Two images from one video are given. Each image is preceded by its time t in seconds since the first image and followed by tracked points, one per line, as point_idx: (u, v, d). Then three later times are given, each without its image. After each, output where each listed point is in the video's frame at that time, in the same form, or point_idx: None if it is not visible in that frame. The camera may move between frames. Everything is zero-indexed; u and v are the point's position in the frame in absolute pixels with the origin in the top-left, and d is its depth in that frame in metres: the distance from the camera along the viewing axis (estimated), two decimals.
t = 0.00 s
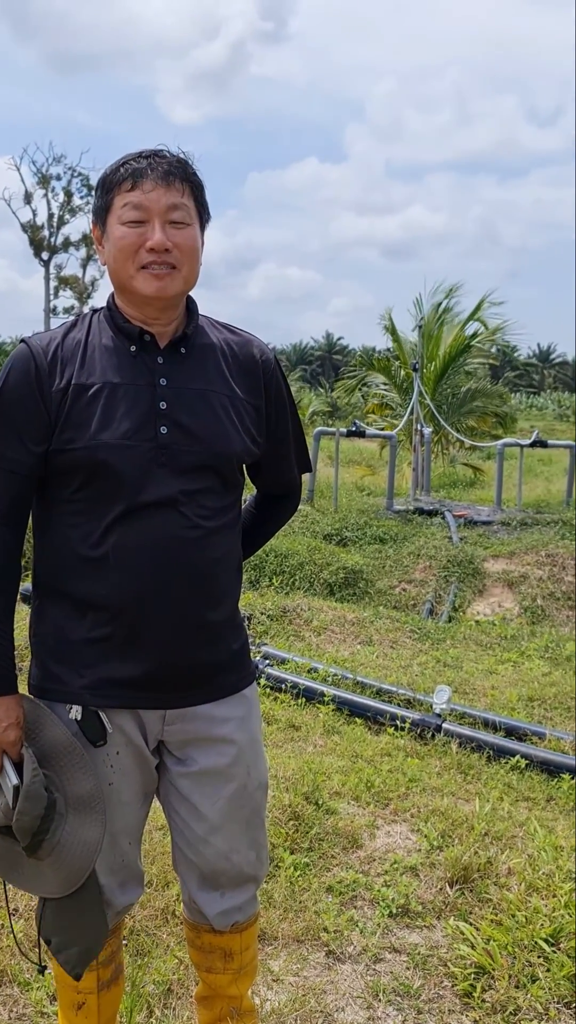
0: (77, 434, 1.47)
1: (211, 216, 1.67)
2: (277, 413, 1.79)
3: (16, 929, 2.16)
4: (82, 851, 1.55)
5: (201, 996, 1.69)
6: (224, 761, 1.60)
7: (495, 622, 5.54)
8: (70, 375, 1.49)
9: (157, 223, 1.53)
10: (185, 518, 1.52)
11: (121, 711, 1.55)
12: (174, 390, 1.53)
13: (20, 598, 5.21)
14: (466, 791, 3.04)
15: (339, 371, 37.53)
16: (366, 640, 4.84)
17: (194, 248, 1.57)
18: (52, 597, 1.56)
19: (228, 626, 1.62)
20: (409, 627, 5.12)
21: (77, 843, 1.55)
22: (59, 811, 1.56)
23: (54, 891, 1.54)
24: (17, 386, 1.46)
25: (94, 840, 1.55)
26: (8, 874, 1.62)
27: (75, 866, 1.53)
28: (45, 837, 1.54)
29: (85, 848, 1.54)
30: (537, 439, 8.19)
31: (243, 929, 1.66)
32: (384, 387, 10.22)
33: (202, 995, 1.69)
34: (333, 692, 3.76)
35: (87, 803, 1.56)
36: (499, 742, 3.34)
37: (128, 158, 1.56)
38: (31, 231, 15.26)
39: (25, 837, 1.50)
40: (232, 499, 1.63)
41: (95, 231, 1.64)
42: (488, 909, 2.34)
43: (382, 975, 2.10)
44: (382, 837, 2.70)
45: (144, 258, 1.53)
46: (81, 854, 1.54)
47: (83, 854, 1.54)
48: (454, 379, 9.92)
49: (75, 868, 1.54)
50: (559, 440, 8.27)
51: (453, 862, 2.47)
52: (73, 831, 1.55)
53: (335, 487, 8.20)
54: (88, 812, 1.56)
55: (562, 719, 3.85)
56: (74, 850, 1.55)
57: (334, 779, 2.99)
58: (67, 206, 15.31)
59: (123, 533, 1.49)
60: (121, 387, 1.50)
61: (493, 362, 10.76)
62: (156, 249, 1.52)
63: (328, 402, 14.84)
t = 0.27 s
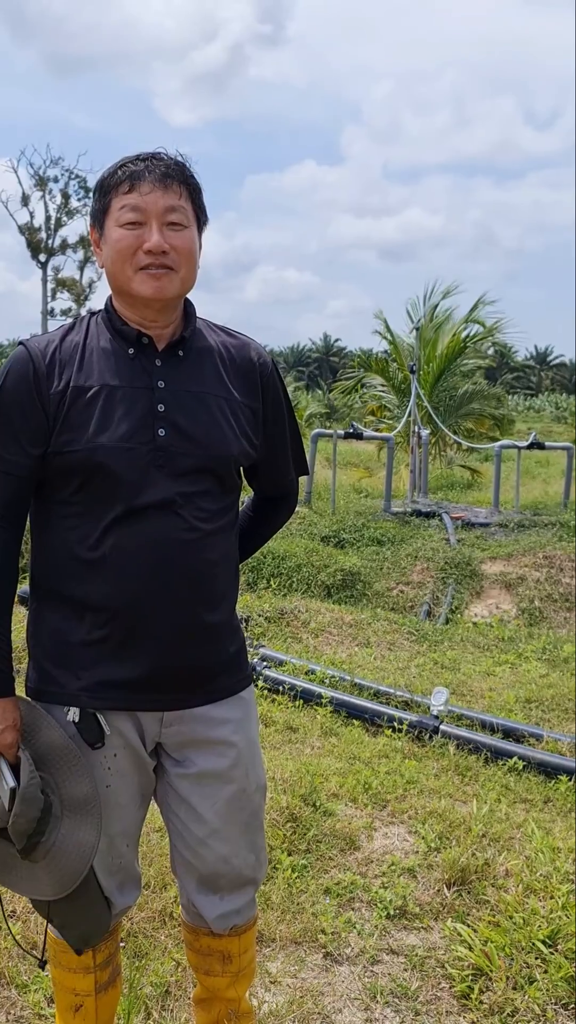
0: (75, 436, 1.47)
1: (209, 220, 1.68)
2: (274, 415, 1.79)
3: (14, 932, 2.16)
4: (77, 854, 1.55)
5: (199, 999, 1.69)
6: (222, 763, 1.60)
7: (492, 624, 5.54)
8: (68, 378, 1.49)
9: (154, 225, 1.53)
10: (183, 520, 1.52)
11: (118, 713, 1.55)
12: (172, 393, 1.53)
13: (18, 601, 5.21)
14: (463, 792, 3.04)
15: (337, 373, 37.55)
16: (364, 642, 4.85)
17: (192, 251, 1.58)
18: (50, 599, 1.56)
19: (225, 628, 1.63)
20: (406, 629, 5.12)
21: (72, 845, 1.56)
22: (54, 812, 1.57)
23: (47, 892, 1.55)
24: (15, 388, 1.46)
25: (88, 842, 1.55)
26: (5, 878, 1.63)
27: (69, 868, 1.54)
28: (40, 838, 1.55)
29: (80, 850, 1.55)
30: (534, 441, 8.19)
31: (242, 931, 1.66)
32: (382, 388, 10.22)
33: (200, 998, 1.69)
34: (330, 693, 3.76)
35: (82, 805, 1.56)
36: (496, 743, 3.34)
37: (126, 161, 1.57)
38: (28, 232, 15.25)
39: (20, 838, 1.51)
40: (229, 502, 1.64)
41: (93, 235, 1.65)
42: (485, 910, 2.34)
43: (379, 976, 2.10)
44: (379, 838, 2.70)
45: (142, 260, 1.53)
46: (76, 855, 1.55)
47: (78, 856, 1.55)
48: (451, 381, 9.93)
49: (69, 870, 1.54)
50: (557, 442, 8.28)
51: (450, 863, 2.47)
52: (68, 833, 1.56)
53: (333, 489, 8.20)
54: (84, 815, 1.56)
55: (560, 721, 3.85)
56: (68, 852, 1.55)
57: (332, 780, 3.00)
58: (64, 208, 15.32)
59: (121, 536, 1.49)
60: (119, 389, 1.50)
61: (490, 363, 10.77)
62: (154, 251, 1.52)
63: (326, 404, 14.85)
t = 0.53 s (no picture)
0: (77, 437, 1.47)
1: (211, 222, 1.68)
2: (274, 416, 1.79)
3: (13, 934, 2.16)
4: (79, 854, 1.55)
5: (199, 1000, 1.69)
6: (223, 764, 1.60)
7: (491, 626, 5.55)
8: (69, 379, 1.50)
9: (158, 227, 1.54)
10: (184, 521, 1.53)
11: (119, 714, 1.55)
12: (173, 394, 1.53)
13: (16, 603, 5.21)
14: (462, 794, 3.04)
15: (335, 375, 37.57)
16: (362, 644, 4.85)
17: (194, 253, 1.58)
18: (50, 601, 1.56)
19: (226, 629, 1.63)
20: (405, 631, 5.12)
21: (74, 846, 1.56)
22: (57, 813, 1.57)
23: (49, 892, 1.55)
24: (16, 389, 1.46)
25: (91, 842, 1.56)
26: (8, 880, 1.63)
27: (72, 868, 1.54)
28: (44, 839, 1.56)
29: (83, 851, 1.55)
30: (533, 443, 8.20)
31: (241, 932, 1.66)
32: (380, 391, 10.23)
33: (199, 999, 1.69)
34: (329, 695, 3.76)
35: (85, 805, 1.57)
36: (495, 745, 3.34)
37: (130, 162, 1.57)
38: (27, 234, 15.25)
39: (23, 838, 1.51)
40: (230, 503, 1.64)
41: (95, 235, 1.64)
42: (485, 912, 2.34)
43: (378, 979, 2.10)
44: (378, 840, 2.70)
45: (145, 262, 1.53)
46: (78, 856, 1.55)
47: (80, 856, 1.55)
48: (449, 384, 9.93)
49: (72, 870, 1.55)
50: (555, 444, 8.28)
51: (449, 865, 2.47)
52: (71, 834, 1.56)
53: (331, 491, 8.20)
54: (86, 815, 1.57)
55: (559, 723, 3.85)
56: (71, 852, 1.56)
57: (331, 783, 3.00)
58: (62, 211, 15.32)
59: (122, 537, 1.49)
60: (120, 391, 1.50)
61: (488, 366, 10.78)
62: (157, 253, 1.52)
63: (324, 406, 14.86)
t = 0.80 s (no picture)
0: (77, 439, 1.47)
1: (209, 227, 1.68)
2: (269, 415, 1.79)
3: (10, 937, 2.16)
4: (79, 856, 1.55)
5: (198, 1002, 1.69)
6: (225, 764, 1.60)
7: (488, 628, 5.54)
8: (68, 381, 1.49)
9: (165, 230, 1.53)
10: (184, 521, 1.53)
11: (120, 715, 1.55)
12: (171, 395, 1.53)
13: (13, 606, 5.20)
14: (459, 796, 3.04)
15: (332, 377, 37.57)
16: (360, 646, 4.84)
17: (197, 258, 1.58)
18: (49, 603, 1.55)
19: (225, 629, 1.63)
20: (402, 633, 5.12)
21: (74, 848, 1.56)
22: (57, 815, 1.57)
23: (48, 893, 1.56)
24: (15, 391, 1.45)
25: (91, 845, 1.56)
26: (7, 882, 1.63)
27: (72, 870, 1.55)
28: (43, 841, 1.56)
29: (82, 853, 1.55)
30: (530, 446, 8.20)
31: (242, 932, 1.66)
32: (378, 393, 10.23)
33: (199, 1001, 1.69)
34: (327, 698, 3.76)
35: (85, 807, 1.57)
36: (493, 747, 3.34)
37: (139, 163, 1.56)
38: (24, 237, 15.24)
39: (22, 840, 1.51)
40: (228, 503, 1.64)
41: (96, 233, 1.64)
42: (483, 915, 2.34)
43: (377, 982, 2.09)
44: (376, 842, 2.70)
45: (150, 264, 1.53)
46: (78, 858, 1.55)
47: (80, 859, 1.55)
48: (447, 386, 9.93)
49: (71, 871, 1.55)
50: (552, 447, 8.28)
51: (447, 867, 2.46)
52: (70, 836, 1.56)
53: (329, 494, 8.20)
54: (86, 817, 1.57)
55: (556, 725, 3.85)
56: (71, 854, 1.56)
57: (329, 785, 2.99)
58: (59, 214, 15.31)
59: (122, 539, 1.49)
60: (120, 393, 1.50)
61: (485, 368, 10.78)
62: (164, 256, 1.52)
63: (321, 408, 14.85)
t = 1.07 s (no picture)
0: (79, 443, 1.46)
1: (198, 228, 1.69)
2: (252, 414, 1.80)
3: (7, 941, 2.15)
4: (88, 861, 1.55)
5: (195, 1003, 1.69)
6: (225, 762, 1.61)
7: (484, 630, 5.55)
8: (68, 384, 1.48)
9: (167, 235, 1.53)
10: (181, 522, 1.53)
11: (124, 718, 1.54)
12: (168, 398, 1.54)
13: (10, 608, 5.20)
14: (456, 798, 3.04)
15: (329, 379, 37.59)
16: (356, 648, 4.84)
17: (194, 262, 1.59)
18: (46, 607, 1.54)
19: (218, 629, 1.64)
20: (399, 634, 5.12)
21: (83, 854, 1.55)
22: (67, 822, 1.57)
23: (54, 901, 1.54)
24: (17, 396, 1.43)
25: (102, 849, 1.56)
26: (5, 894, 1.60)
27: (84, 875, 1.54)
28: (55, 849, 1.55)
29: (93, 857, 1.55)
30: (527, 448, 8.21)
31: (239, 931, 1.66)
32: (374, 395, 10.23)
33: (196, 1003, 1.69)
34: (323, 700, 3.76)
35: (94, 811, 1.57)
36: (489, 749, 3.34)
37: (139, 164, 1.55)
38: (20, 239, 15.24)
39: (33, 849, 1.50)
40: (220, 505, 1.65)
41: (88, 231, 1.62)
42: (479, 916, 2.34)
43: (373, 984, 2.09)
44: (372, 845, 2.70)
45: (152, 268, 1.53)
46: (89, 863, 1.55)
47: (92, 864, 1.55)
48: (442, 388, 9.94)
49: (82, 877, 1.54)
50: (549, 448, 8.29)
51: (443, 870, 2.46)
52: (78, 841, 1.56)
53: (325, 496, 8.21)
54: (96, 822, 1.57)
55: (552, 726, 3.85)
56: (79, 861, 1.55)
57: (325, 787, 2.99)
58: (56, 216, 15.31)
59: (123, 541, 1.49)
60: (118, 395, 1.50)
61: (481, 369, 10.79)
62: (166, 261, 1.52)
63: (318, 410, 14.86)
